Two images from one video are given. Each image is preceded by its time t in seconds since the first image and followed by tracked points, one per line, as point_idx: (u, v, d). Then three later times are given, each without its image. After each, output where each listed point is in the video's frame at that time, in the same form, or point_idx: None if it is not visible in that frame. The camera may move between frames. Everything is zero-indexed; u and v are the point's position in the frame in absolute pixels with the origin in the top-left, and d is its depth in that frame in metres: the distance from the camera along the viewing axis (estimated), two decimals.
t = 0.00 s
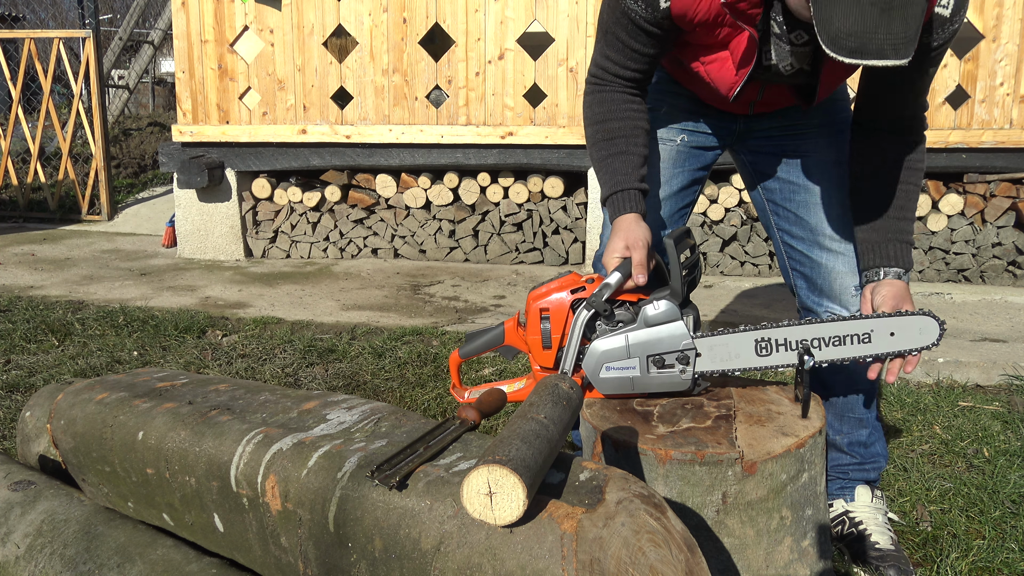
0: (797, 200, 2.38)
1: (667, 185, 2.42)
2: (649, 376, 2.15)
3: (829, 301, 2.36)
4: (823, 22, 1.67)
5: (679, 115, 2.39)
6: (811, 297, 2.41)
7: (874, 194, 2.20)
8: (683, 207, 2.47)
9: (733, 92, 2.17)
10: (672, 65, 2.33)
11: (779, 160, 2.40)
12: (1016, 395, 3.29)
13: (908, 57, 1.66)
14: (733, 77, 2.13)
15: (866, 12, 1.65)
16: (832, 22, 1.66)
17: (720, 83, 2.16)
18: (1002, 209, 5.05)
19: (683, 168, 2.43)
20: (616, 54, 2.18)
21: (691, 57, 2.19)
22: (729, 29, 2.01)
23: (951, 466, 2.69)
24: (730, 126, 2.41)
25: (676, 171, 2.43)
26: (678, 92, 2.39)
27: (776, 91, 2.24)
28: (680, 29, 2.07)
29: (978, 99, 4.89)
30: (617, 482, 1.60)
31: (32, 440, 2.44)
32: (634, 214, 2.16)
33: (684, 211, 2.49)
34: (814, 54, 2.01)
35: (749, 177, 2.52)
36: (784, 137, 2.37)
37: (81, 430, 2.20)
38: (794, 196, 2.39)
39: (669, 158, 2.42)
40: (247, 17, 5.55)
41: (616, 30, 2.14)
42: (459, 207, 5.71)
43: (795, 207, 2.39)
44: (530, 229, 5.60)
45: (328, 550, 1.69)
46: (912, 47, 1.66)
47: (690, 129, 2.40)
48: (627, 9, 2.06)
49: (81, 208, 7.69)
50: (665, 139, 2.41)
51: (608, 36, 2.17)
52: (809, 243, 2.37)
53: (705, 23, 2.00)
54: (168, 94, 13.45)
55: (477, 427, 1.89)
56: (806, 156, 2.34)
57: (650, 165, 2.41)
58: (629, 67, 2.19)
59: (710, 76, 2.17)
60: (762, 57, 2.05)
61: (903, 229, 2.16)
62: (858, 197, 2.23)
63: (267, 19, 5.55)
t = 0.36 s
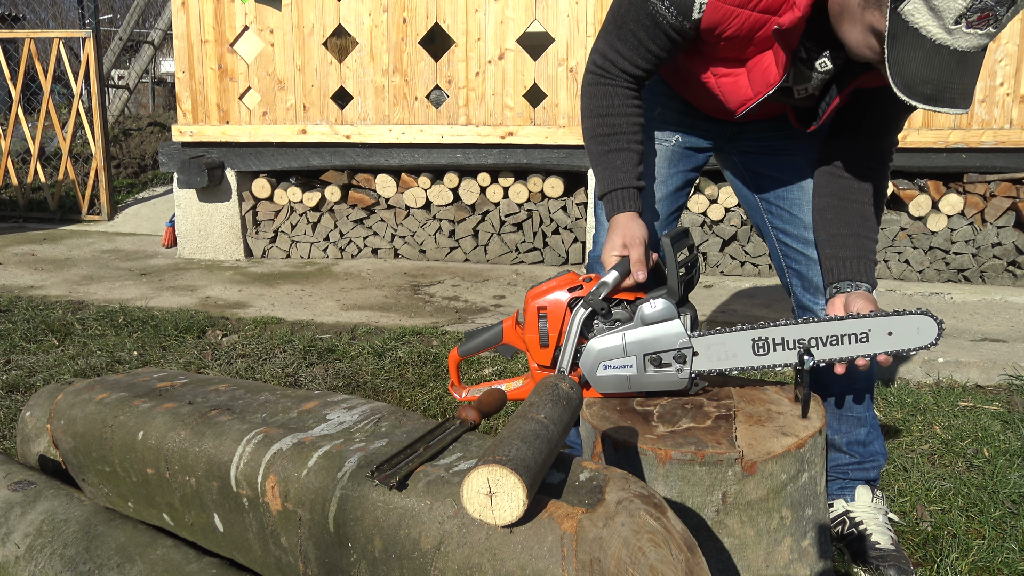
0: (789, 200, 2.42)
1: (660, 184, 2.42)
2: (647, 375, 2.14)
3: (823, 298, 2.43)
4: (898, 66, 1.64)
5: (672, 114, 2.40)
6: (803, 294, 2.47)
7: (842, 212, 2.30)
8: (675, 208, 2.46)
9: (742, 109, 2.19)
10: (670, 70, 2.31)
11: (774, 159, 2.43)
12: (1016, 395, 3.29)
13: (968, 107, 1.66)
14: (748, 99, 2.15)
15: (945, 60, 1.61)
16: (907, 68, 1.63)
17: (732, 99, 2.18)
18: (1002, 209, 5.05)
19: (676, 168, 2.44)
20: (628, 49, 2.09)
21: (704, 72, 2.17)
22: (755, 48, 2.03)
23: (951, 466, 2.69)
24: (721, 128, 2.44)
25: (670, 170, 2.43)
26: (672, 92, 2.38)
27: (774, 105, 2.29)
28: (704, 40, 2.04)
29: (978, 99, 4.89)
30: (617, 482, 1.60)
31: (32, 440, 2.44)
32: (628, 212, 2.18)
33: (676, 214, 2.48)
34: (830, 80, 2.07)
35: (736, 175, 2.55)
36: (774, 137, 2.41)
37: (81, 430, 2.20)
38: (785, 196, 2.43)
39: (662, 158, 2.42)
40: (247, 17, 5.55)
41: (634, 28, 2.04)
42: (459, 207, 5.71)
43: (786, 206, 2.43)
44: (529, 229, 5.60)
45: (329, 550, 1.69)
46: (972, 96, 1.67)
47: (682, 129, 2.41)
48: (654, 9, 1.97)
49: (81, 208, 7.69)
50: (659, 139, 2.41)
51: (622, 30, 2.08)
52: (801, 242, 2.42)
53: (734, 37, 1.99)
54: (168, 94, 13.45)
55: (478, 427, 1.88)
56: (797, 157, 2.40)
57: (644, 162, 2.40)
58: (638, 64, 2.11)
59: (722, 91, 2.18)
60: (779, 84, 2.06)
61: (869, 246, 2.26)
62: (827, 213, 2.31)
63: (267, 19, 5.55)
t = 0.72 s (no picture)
0: (780, 200, 2.43)
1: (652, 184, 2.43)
2: (646, 372, 2.14)
3: (817, 298, 2.42)
4: (879, 70, 1.66)
5: (663, 115, 2.39)
6: (798, 294, 2.47)
7: (836, 210, 2.29)
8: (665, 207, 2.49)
9: (730, 113, 2.22)
10: (659, 74, 2.33)
11: (761, 160, 2.44)
12: (1016, 395, 3.29)
13: (950, 110, 1.70)
14: (737, 102, 2.17)
15: (925, 65, 1.65)
16: (889, 73, 1.66)
17: (721, 102, 2.21)
18: (1002, 209, 5.05)
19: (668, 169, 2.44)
20: (619, 50, 2.09)
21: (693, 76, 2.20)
22: (744, 52, 2.06)
23: (951, 466, 2.69)
24: (712, 129, 2.45)
25: (662, 171, 2.44)
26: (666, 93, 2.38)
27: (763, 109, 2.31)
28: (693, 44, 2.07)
29: (978, 99, 4.88)
30: (617, 482, 1.60)
31: (32, 440, 2.44)
32: (629, 208, 2.18)
33: (666, 212, 2.50)
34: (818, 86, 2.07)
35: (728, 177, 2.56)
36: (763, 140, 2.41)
37: (81, 430, 2.20)
38: (777, 196, 2.43)
39: (653, 159, 2.42)
40: (247, 17, 5.55)
41: (625, 29, 2.04)
42: (459, 207, 5.71)
43: (779, 207, 2.44)
44: (530, 229, 5.60)
45: (329, 550, 1.69)
46: (953, 98, 1.71)
47: (674, 129, 2.40)
48: (644, 11, 1.98)
49: (81, 208, 7.69)
50: (652, 140, 2.41)
51: (612, 32, 2.08)
52: (794, 242, 2.43)
53: (724, 42, 2.01)
54: (168, 94, 13.45)
55: (478, 427, 1.88)
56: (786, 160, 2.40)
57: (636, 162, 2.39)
58: (628, 65, 2.11)
59: (711, 94, 2.21)
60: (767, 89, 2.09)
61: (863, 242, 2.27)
62: (822, 211, 2.30)
63: (267, 19, 5.55)
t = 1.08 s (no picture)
0: (774, 200, 2.42)
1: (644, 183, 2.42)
2: (621, 376, 2.15)
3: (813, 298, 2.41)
4: (837, 64, 1.67)
5: (657, 115, 2.40)
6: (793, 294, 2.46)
7: (825, 212, 2.27)
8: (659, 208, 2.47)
9: (716, 114, 2.21)
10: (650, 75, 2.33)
11: (755, 161, 2.44)
12: (1016, 395, 3.28)
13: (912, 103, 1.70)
14: (719, 103, 2.17)
15: (881, 58, 1.64)
16: (846, 65, 1.67)
17: (705, 103, 2.21)
18: (1002, 209, 5.05)
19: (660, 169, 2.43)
20: (603, 56, 2.11)
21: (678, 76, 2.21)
22: (725, 52, 2.06)
23: (951, 466, 2.69)
24: (706, 129, 2.45)
25: (655, 170, 2.43)
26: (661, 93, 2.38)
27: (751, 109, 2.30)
28: (675, 46, 2.08)
29: (978, 99, 4.89)
30: (617, 482, 1.60)
31: (32, 440, 2.44)
32: (612, 212, 2.16)
33: (660, 213, 2.48)
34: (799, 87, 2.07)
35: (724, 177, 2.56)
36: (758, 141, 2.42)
37: (80, 430, 2.20)
38: (771, 196, 2.43)
39: (646, 158, 2.42)
40: (247, 17, 5.55)
41: (607, 35, 2.06)
42: (459, 207, 5.71)
43: (773, 206, 2.43)
44: (529, 229, 5.60)
45: (329, 550, 1.69)
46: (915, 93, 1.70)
47: (666, 130, 2.41)
48: (624, 17, 1.99)
49: (81, 208, 7.69)
50: (644, 139, 2.41)
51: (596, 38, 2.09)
52: (788, 242, 2.42)
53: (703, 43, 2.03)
54: (168, 94, 13.45)
55: (478, 426, 1.88)
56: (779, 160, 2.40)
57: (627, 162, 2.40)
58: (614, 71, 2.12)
59: (696, 95, 2.21)
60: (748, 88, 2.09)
61: (854, 246, 2.25)
62: (813, 214, 2.29)
63: (267, 19, 5.55)
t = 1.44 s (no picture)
0: (769, 201, 2.43)
1: (637, 183, 2.42)
2: (618, 377, 2.16)
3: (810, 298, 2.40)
4: (825, 65, 1.68)
5: (650, 117, 2.39)
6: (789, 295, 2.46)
7: (816, 213, 2.28)
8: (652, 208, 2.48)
9: (705, 114, 2.23)
10: (638, 75, 2.32)
11: (749, 162, 2.44)
12: (1016, 395, 3.28)
13: (898, 105, 1.70)
14: (709, 103, 2.19)
15: (868, 59, 1.64)
16: (834, 67, 1.67)
17: (694, 104, 2.22)
18: (1002, 209, 5.05)
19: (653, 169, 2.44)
20: (593, 54, 2.12)
21: (667, 76, 2.22)
22: (714, 53, 2.07)
23: (951, 466, 2.69)
24: (704, 130, 2.45)
25: (647, 171, 2.43)
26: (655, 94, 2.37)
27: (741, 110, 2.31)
28: (664, 46, 2.09)
29: (978, 99, 4.89)
30: (617, 482, 1.60)
31: (32, 440, 2.44)
32: (606, 208, 2.16)
33: (653, 212, 2.49)
34: (788, 89, 2.07)
35: (719, 179, 2.57)
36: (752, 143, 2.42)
37: (80, 430, 2.20)
38: (766, 196, 2.43)
39: (639, 159, 2.42)
40: (247, 17, 5.55)
41: (597, 33, 2.07)
42: (458, 207, 5.71)
43: (767, 207, 2.43)
44: (529, 229, 5.60)
45: (329, 550, 1.69)
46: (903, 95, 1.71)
47: (659, 130, 2.41)
48: (614, 15, 2.01)
49: (81, 208, 7.69)
50: (636, 140, 2.41)
51: (585, 36, 2.10)
52: (784, 242, 2.42)
53: (692, 43, 2.04)
54: (168, 94, 13.45)
55: (478, 426, 1.88)
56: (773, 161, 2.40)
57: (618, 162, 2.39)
58: (604, 69, 2.13)
59: (685, 96, 2.23)
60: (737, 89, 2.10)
61: (846, 247, 2.24)
62: (805, 216, 2.30)
63: (267, 19, 5.55)
